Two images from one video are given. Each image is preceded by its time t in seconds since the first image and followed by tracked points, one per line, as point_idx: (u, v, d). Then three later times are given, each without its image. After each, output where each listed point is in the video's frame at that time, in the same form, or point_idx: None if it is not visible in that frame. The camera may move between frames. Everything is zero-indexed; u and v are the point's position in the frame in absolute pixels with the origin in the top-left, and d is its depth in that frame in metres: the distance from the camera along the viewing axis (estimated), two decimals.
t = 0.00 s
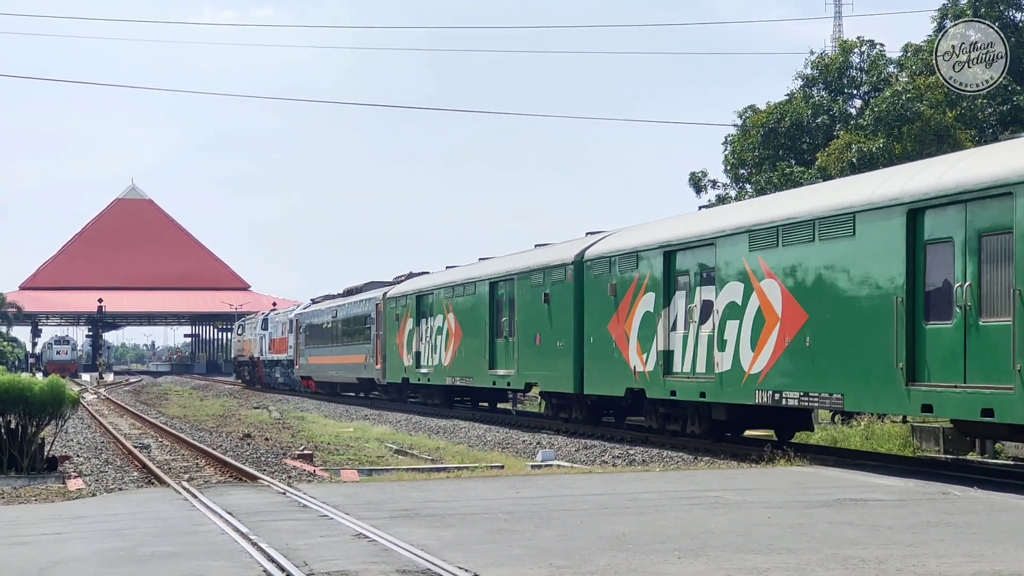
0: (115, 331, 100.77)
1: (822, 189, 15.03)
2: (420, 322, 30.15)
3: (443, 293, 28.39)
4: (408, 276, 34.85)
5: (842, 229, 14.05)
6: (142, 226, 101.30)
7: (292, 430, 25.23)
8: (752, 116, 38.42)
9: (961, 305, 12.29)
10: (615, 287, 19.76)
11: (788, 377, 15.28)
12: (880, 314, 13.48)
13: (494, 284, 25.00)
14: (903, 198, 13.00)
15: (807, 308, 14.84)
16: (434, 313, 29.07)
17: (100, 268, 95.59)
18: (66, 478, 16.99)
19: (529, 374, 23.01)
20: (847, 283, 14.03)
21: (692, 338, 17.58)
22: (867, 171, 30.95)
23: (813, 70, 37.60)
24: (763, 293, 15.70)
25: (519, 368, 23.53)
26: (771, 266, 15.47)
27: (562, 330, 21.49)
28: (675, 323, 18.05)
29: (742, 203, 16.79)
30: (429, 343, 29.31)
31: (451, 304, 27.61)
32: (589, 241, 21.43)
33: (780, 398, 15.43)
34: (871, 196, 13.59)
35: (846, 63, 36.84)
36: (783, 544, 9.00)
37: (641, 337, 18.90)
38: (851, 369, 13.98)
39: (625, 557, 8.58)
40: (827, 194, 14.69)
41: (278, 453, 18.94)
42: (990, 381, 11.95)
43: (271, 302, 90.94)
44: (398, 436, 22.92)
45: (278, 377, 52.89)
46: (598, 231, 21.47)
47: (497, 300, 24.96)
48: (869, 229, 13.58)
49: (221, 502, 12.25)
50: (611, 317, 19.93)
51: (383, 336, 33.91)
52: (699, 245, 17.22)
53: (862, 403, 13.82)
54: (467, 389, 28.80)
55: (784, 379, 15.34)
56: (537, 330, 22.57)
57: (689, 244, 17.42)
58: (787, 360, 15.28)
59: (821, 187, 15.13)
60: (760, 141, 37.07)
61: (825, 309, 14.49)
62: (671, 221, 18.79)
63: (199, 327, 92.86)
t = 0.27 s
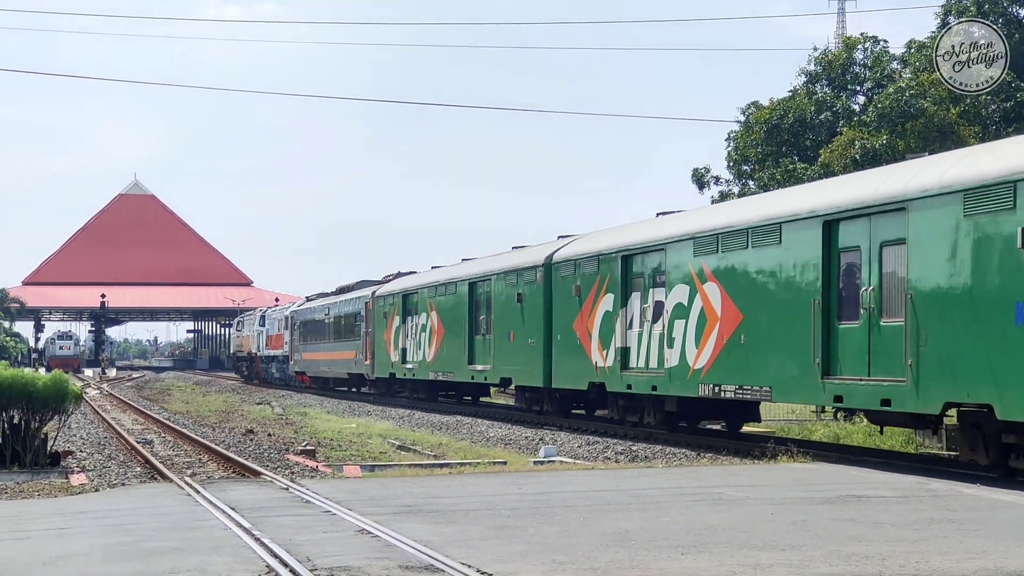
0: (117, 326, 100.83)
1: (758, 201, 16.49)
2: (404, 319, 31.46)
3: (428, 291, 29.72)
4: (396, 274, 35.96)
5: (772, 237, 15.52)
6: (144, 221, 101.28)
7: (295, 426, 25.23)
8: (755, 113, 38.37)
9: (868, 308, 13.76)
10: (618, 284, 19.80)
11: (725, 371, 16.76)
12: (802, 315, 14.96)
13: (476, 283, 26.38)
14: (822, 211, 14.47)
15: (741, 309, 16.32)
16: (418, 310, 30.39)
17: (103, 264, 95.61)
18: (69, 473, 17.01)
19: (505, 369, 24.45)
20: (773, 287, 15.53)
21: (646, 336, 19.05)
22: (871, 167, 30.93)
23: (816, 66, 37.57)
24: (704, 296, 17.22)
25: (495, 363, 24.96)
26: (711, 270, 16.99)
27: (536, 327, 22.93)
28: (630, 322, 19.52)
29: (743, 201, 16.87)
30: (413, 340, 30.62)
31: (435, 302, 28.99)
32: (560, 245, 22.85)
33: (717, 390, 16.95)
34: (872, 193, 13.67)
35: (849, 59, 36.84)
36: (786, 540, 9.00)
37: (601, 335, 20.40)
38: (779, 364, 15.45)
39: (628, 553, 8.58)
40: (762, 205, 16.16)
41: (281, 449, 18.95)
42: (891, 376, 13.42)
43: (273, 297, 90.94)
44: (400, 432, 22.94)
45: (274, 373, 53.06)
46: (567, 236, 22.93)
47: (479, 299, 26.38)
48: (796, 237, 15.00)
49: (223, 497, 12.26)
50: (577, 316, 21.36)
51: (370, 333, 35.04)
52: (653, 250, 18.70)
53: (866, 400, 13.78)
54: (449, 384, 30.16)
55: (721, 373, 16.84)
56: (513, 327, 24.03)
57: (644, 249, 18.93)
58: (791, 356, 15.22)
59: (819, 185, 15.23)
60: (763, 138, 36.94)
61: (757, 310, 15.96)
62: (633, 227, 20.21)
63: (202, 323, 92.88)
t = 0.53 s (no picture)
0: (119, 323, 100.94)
1: (703, 210, 17.90)
2: (389, 318, 32.85)
3: (410, 292, 31.02)
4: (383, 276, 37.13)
5: (711, 244, 16.93)
6: (146, 218, 101.30)
7: (296, 424, 25.24)
8: (757, 111, 38.37)
9: (792, 309, 15.16)
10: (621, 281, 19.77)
11: (671, 367, 18.19)
12: (735, 315, 16.40)
13: (453, 285, 27.69)
14: (752, 222, 15.91)
15: (685, 310, 17.71)
16: (402, 310, 31.71)
17: (105, 261, 95.65)
18: (70, 470, 17.02)
19: (481, 366, 25.82)
20: (711, 290, 16.98)
21: (605, 334, 20.49)
22: (872, 165, 30.93)
23: (818, 64, 37.57)
24: (653, 298, 18.66)
25: (471, 360, 26.34)
26: (659, 274, 18.45)
27: (508, 325, 24.37)
28: (591, 322, 20.93)
29: (745, 198, 16.78)
30: (398, 338, 31.97)
31: (417, 302, 30.27)
32: (531, 248, 24.22)
33: (665, 384, 18.36)
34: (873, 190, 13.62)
35: (851, 57, 36.81)
36: (788, 538, 8.99)
37: (565, 333, 21.81)
38: (718, 361, 16.85)
39: (630, 551, 8.58)
40: (704, 215, 17.58)
41: (283, 446, 18.95)
42: (811, 371, 14.86)
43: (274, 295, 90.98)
44: (401, 429, 22.94)
45: (270, 370, 53.19)
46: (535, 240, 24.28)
47: (456, 299, 27.71)
48: (732, 244, 16.39)
49: (225, 495, 12.27)
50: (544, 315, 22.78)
51: (358, 332, 36.30)
52: (611, 254, 20.12)
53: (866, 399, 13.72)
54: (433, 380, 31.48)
55: (667, 369, 18.29)
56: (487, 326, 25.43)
57: (603, 253, 20.35)
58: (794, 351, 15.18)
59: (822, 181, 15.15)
60: (764, 136, 36.95)
61: (697, 311, 17.38)
62: (596, 233, 21.59)
63: (203, 320, 92.91)
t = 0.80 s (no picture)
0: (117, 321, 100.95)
1: (654, 218, 19.41)
2: (376, 317, 34.60)
3: (396, 292, 32.76)
4: (371, 277, 38.86)
5: (659, 249, 18.48)
6: (144, 216, 101.28)
7: (296, 421, 25.24)
8: (756, 108, 38.34)
9: (728, 310, 16.69)
10: (627, 279, 19.59)
11: (624, 363, 19.75)
12: (678, 316, 17.94)
13: (435, 286, 29.43)
14: (693, 230, 17.47)
15: (637, 311, 19.20)
16: (388, 309, 33.45)
17: (103, 258, 95.63)
18: (69, 468, 17.02)
19: (461, 363, 27.52)
20: (656, 292, 18.57)
21: (568, 332, 22.09)
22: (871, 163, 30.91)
23: (817, 62, 37.54)
24: (609, 300, 20.23)
25: (450, 356, 28.07)
26: (614, 277, 20.00)
27: (485, 325, 26.01)
28: (555, 321, 22.55)
29: (746, 196, 16.78)
30: (384, 336, 33.72)
31: (402, 302, 31.99)
32: (505, 251, 25.75)
33: (619, 379, 19.91)
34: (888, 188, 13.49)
35: (850, 55, 36.76)
36: (787, 536, 8.99)
37: (532, 331, 23.40)
38: (664, 356, 18.39)
39: (629, 549, 8.58)
40: (654, 223, 19.12)
41: (282, 444, 18.94)
42: (741, 366, 16.45)
43: (273, 293, 90.97)
44: (400, 427, 22.93)
45: (265, 367, 53.35)
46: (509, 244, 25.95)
47: (438, 299, 29.47)
48: (676, 249, 17.93)
49: (224, 492, 12.26)
50: (514, 314, 24.38)
51: (347, 329, 38.00)
52: (575, 258, 21.70)
53: (876, 398, 13.54)
54: (417, 376, 33.16)
55: (619, 364, 19.87)
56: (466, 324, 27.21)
57: (568, 257, 21.91)
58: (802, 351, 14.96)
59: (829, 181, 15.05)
60: (764, 134, 36.96)
61: (645, 311, 18.94)
62: (563, 238, 23.12)
63: (202, 318, 92.91)
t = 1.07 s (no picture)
0: (117, 319, 100.98)
1: (616, 225, 20.94)
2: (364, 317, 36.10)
3: (382, 293, 34.23)
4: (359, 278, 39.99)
5: (617, 254, 20.01)
6: (144, 214, 101.26)
7: (296, 419, 25.26)
8: (755, 105, 38.30)
9: (675, 311, 18.21)
10: (611, 280, 20.30)
11: (587, 359, 21.34)
12: (632, 316, 19.50)
13: (417, 287, 30.90)
14: (646, 236, 19.02)
15: (598, 311, 20.78)
16: (375, 310, 34.91)
17: (103, 257, 95.61)
18: (70, 466, 17.04)
19: (442, 361, 29.00)
20: (614, 293, 20.15)
21: (537, 331, 23.65)
22: (871, 161, 30.93)
23: (816, 59, 37.53)
24: (574, 301, 21.79)
25: (431, 354, 29.59)
26: (578, 279, 21.56)
27: (463, 323, 27.52)
28: (526, 320, 24.13)
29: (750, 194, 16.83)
30: (371, 335, 35.28)
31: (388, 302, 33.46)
32: (483, 254, 27.26)
33: (583, 374, 21.49)
34: (888, 188, 13.59)
35: (850, 52, 36.74)
36: (787, 533, 9.00)
37: (505, 330, 24.94)
38: (620, 353, 19.96)
39: (630, 546, 8.60)
40: (615, 229, 20.64)
41: (282, 442, 18.95)
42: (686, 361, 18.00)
43: (273, 291, 90.97)
44: (401, 425, 22.94)
45: (262, 365, 53.60)
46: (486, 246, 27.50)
47: (421, 299, 30.92)
48: (632, 253, 19.46)
49: (225, 490, 12.27)
50: (490, 314, 25.93)
51: (336, 328, 39.40)
52: (545, 262, 23.25)
53: (802, 386, 14.95)
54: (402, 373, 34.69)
55: (582, 361, 21.45)
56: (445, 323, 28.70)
57: (539, 261, 23.44)
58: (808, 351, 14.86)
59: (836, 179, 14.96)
60: (763, 131, 36.94)
61: (605, 311, 20.50)
62: (536, 242, 24.63)
63: (202, 316, 92.90)
